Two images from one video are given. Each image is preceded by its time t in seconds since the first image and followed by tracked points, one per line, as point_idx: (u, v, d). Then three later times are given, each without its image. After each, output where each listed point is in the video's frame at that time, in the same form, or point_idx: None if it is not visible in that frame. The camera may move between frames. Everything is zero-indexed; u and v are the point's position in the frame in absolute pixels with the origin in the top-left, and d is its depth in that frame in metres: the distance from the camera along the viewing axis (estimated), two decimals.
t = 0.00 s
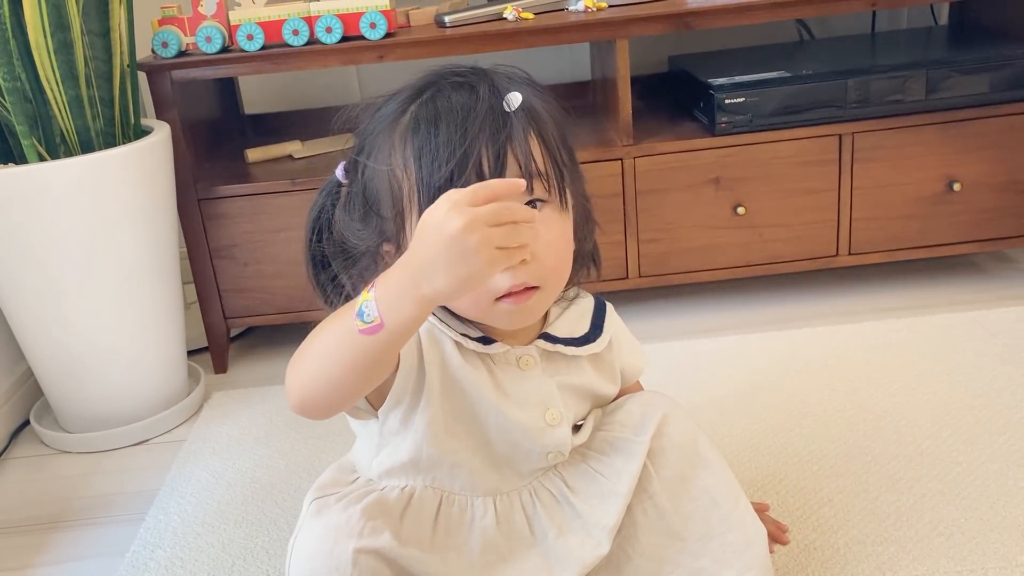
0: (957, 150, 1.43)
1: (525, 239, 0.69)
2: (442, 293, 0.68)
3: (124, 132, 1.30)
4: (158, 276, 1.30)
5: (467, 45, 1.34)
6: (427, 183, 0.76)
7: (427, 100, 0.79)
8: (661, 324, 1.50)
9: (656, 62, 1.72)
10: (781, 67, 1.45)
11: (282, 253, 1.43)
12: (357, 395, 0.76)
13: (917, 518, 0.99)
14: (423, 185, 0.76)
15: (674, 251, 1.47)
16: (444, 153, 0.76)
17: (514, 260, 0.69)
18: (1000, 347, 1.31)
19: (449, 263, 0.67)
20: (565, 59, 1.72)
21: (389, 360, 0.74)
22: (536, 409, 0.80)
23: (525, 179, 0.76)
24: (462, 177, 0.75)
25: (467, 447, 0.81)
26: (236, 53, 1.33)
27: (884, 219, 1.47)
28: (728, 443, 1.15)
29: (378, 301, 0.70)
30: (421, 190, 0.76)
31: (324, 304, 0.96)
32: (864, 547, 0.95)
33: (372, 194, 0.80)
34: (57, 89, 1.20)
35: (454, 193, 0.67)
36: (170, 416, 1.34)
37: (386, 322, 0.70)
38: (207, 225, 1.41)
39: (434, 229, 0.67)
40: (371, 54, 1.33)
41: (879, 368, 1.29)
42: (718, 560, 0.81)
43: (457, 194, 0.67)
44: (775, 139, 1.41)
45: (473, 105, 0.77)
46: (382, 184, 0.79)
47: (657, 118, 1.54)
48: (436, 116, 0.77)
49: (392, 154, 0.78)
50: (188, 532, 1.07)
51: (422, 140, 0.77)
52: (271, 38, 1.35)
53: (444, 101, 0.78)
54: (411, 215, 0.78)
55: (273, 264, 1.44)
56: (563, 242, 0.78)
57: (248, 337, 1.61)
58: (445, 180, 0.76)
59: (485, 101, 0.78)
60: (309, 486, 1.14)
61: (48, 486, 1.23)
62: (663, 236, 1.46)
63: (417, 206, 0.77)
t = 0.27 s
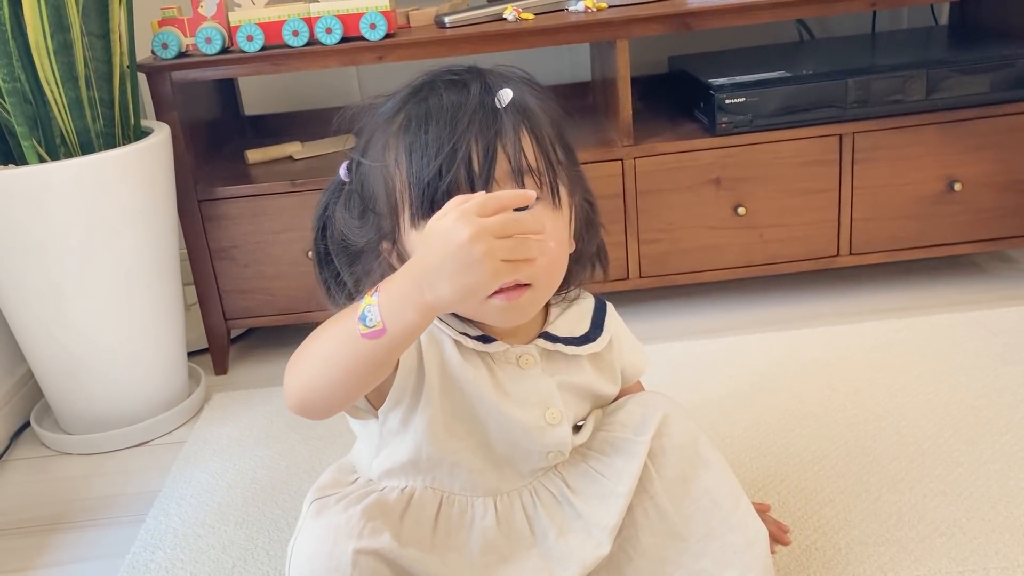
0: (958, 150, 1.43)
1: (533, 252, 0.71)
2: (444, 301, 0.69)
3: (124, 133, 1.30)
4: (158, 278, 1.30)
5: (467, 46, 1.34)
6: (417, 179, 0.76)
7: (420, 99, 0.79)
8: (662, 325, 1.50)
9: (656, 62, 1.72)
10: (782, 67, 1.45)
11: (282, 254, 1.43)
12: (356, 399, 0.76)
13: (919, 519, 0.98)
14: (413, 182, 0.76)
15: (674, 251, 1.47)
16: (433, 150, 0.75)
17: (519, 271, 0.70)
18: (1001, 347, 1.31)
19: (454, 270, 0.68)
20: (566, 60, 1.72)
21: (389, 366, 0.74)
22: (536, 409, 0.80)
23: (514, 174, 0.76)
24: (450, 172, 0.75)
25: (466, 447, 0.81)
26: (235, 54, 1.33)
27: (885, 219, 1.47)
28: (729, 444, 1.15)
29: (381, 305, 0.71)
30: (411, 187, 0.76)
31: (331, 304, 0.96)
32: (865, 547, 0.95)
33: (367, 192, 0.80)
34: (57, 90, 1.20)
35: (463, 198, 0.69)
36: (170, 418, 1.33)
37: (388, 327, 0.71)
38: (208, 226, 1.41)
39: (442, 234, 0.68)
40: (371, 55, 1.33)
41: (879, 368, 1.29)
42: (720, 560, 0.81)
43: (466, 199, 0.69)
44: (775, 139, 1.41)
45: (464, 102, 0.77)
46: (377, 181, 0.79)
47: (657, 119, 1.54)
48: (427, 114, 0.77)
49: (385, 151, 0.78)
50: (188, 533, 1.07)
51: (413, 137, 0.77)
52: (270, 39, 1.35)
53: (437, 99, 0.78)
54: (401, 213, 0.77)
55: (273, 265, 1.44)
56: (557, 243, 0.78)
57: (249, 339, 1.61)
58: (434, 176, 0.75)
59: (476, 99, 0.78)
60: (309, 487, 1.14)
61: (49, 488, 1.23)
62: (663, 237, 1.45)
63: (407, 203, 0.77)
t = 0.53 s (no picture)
0: (958, 151, 1.43)
1: (524, 272, 0.71)
2: (433, 325, 0.70)
3: (125, 136, 1.30)
4: (158, 280, 1.30)
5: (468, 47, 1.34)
6: (399, 186, 0.76)
7: (411, 105, 0.79)
8: (663, 326, 1.50)
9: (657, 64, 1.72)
10: (782, 68, 1.45)
11: (283, 256, 1.43)
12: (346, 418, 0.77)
13: (921, 520, 0.98)
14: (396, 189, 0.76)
15: (675, 253, 1.47)
16: (413, 158, 0.75)
17: (509, 294, 0.71)
18: (1003, 348, 1.31)
19: (441, 297, 0.69)
20: (566, 61, 1.72)
21: (378, 386, 0.75)
22: (535, 412, 0.80)
23: (494, 191, 0.74)
24: (430, 184, 0.74)
25: (465, 450, 0.81)
26: (236, 56, 1.33)
27: (886, 219, 1.47)
28: (730, 446, 1.15)
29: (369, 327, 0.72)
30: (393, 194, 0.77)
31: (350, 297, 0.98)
32: (867, 549, 0.95)
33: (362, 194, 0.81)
34: (57, 93, 1.20)
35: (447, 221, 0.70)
36: (170, 420, 1.33)
37: (375, 349, 0.72)
38: (208, 228, 1.41)
39: (429, 261, 0.69)
40: (372, 56, 1.33)
41: (881, 369, 1.29)
42: (721, 563, 0.81)
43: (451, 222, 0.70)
44: (776, 141, 1.41)
45: (450, 111, 0.77)
46: (369, 185, 0.80)
47: (658, 120, 1.54)
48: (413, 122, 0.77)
49: (377, 156, 0.79)
50: (188, 536, 1.07)
51: (399, 144, 0.77)
52: (271, 41, 1.35)
53: (426, 106, 0.78)
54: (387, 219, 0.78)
55: (273, 267, 1.44)
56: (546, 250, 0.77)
57: (250, 341, 1.61)
58: (412, 186, 0.75)
59: (464, 109, 0.77)
60: (309, 489, 1.14)
61: (50, 490, 1.23)
62: (664, 238, 1.45)
63: (391, 208, 0.77)
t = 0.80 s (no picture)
0: (960, 152, 1.43)
1: (515, 294, 0.70)
2: (421, 349, 0.69)
3: (127, 139, 1.30)
4: (160, 284, 1.30)
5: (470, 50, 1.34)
6: (400, 192, 0.76)
7: (416, 109, 0.79)
8: (665, 329, 1.50)
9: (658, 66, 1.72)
10: (784, 70, 1.45)
11: (285, 259, 1.43)
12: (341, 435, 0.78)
13: (924, 522, 0.98)
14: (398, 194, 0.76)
15: (676, 255, 1.47)
16: (416, 163, 0.75)
17: (499, 318, 0.69)
18: (1005, 350, 1.30)
19: (429, 320, 0.68)
20: (567, 64, 1.72)
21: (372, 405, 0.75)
22: (536, 418, 0.80)
23: (497, 198, 0.74)
24: (433, 189, 0.74)
25: (468, 459, 0.81)
26: (238, 60, 1.33)
27: (887, 221, 1.47)
28: (732, 448, 1.15)
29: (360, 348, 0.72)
30: (394, 199, 0.77)
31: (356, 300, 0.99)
32: (870, 551, 0.95)
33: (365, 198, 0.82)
34: (60, 96, 1.20)
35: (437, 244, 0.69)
36: (173, 424, 1.33)
37: (367, 371, 0.72)
38: (210, 231, 1.41)
39: (417, 282, 0.68)
40: (373, 59, 1.33)
41: (883, 371, 1.29)
42: (725, 566, 0.81)
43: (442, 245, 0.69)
44: (778, 143, 1.41)
45: (455, 116, 0.77)
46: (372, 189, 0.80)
47: (659, 122, 1.54)
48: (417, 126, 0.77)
49: (379, 160, 0.79)
50: (191, 539, 1.07)
51: (403, 148, 0.77)
52: (273, 44, 1.35)
53: (431, 110, 0.78)
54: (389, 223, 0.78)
55: (275, 270, 1.44)
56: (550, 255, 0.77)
57: (252, 344, 1.61)
58: (415, 190, 0.75)
59: (469, 114, 0.77)
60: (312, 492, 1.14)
61: (52, 493, 1.23)
62: (666, 240, 1.45)
63: (394, 212, 0.77)
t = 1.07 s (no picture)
0: (960, 153, 1.43)
1: (512, 316, 0.67)
2: (422, 378, 0.68)
3: (127, 140, 1.30)
4: (160, 285, 1.30)
5: (469, 51, 1.34)
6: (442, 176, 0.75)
7: (419, 104, 0.78)
8: (665, 330, 1.50)
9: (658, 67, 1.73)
10: (783, 71, 1.45)
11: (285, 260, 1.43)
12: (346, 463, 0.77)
13: (924, 523, 0.98)
14: (439, 181, 0.75)
15: (677, 256, 1.47)
16: (458, 142, 0.75)
17: (497, 343, 0.67)
18: (1005, 351, 1.30)
19: (423, 347, 0.67)
20: (567, 65, 1.72)
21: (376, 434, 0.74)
22: (545, 427, 0.79)
23: (535, 151, 0.77)
24: (482, 158, 0.74)
25: (475, 464, 0.80)
26: (237, 61, 1.33)
27: (888, 222, 1.47)
28: (732, 448, 1.15)
29: (362, 381, 0.70)
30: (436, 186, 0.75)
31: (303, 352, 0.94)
32: (870, 552, 0.95)
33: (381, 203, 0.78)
34: (59, 98, 1.20)
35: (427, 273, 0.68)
36: (173, 425, 1.33)
37: (369, 403, 0.71)
38: (210, 233, 1.41)
39: (411, 309, 0.66)
40: (373, 61, 1.33)
41: (883, 372, 1.29)
42: (726, 567, 0.80)
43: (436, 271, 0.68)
44: (777, 144, 1.41)
45: (473, 95, 0.78)
46: (391, 190, 0.77)
47: (660, 123, 1.54)
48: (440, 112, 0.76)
49: (397, 158, 0.77)
50: (192, 541, 1.07)
51: (429, 138, 0.76)
52: (273, 46, 1.35)
53: (439, 100, 0.78)
54: (427, 214, 0.76)
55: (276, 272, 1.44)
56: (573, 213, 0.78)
57: (252, 346, 1.61)
58: (460, 170, 0.74)
59: (479, 90, 0.78)
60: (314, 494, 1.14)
61: (52, 495, 1.23)
62: (666, 242, 1.45)
63: (430, 205, 0.76)
